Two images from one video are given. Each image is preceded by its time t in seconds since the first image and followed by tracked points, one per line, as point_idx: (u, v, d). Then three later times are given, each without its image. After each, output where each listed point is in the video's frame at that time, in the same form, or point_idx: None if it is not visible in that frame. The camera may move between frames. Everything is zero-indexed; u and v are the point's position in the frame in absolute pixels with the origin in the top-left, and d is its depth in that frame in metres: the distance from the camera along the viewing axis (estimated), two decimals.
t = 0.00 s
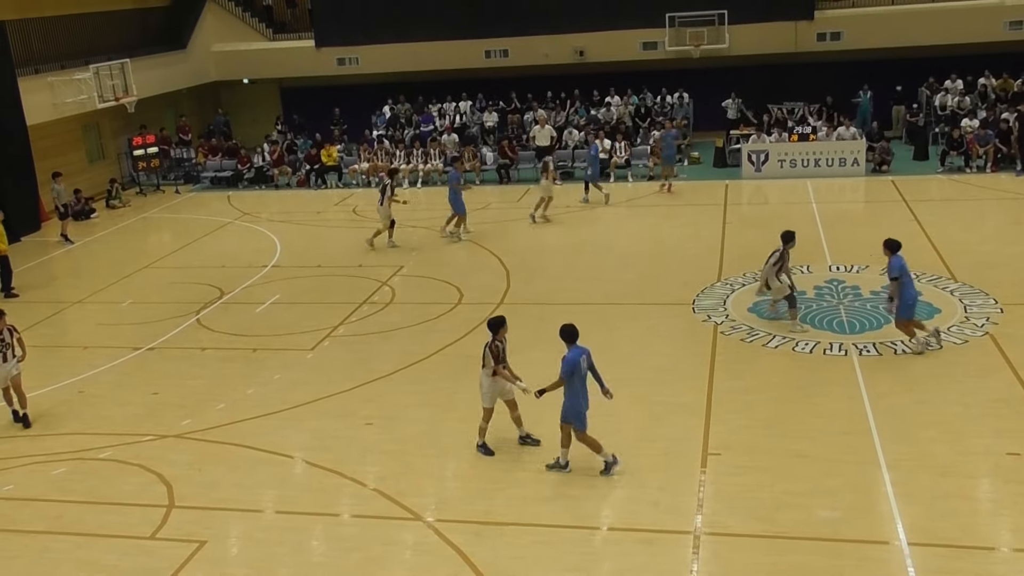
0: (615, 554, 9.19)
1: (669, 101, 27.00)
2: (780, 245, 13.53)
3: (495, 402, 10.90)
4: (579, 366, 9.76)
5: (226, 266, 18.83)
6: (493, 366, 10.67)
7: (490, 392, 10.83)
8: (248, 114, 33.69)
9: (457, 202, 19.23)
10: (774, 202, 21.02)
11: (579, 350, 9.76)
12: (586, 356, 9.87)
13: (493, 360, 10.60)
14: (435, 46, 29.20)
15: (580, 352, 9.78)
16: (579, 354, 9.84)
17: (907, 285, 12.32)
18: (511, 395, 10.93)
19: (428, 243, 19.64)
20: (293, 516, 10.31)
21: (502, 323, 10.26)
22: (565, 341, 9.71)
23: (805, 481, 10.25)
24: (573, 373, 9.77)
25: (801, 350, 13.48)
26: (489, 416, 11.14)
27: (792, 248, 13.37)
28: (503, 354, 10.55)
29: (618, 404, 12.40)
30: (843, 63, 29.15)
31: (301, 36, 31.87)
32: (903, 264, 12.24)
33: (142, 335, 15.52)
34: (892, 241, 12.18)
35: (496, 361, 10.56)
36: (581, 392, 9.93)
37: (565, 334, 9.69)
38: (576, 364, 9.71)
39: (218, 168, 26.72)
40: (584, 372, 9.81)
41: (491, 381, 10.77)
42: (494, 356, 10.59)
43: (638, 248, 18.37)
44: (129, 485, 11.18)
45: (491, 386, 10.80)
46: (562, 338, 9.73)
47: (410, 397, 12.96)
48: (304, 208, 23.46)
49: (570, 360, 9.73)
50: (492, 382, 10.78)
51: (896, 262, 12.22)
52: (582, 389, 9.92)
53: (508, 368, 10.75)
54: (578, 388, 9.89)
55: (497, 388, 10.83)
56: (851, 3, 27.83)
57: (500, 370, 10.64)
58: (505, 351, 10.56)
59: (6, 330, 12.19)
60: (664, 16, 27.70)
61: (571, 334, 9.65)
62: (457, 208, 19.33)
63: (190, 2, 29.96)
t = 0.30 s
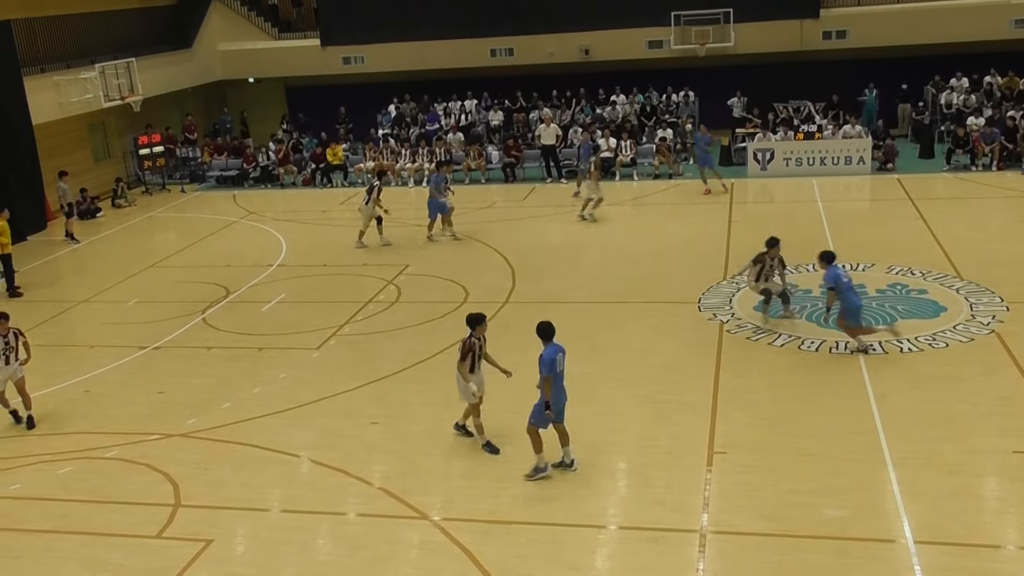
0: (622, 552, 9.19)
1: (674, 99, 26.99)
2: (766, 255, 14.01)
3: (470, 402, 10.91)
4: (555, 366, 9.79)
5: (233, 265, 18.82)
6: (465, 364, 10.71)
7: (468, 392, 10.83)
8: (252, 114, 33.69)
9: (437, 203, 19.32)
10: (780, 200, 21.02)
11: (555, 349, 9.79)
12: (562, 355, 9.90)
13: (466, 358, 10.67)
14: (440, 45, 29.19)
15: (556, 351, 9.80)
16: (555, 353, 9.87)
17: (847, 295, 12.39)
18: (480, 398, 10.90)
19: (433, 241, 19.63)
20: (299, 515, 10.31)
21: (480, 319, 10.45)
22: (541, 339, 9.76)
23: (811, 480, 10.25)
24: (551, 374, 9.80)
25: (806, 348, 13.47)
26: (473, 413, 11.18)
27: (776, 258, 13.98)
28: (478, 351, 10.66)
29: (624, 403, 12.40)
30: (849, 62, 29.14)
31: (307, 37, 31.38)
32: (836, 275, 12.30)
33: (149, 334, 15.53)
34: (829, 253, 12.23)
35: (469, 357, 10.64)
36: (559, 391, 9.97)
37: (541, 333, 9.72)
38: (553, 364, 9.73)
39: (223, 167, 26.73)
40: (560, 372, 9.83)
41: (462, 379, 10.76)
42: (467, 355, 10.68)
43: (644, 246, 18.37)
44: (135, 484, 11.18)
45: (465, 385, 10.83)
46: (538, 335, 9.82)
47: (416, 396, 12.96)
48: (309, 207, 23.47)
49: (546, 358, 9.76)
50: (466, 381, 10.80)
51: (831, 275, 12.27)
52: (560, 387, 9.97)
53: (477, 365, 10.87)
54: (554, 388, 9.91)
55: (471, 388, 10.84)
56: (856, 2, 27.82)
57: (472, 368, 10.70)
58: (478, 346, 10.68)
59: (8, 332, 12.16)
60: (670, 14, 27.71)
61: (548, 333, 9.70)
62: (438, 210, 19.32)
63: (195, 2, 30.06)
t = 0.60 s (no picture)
0: (624, 550, 9.19)
1: (677, 98, 26.98)
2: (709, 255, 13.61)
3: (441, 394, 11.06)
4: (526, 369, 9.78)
5: (235, 263, 18.82)
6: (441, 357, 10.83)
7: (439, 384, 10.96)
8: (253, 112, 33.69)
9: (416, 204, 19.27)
10: (782, 198, 21.01)
11: (527, 352, 9.79)
12: (536, 359, 9.88)
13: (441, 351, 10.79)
14: (442, 43, 29.18)
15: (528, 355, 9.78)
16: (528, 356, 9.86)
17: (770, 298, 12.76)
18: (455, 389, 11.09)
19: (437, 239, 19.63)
20: (301, 513, 10.31)
21: (459, 315, 10.51)
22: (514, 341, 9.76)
23: (813, 478, 10.25)
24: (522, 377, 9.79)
25: (809, 346, 13.47)
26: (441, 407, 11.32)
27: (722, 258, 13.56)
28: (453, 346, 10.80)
29: (626, 401, 12.40)
30: (851, 60, 29.13)
31: (309, 34, 31.19)
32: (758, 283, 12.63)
33: (152, 332, 15.53)
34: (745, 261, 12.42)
35: (446, 351, 10.78)
36: (530, 394, 9.98)
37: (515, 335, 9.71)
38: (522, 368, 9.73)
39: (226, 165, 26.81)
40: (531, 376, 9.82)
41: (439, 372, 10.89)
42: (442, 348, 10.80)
43: (645, 244, 18.37)
44: (137, 483, 11.19)
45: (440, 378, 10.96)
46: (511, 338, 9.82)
47: (418, 395, 12.95)
48: (311, 206, 23.46)
49: (517, 361, 9.77)
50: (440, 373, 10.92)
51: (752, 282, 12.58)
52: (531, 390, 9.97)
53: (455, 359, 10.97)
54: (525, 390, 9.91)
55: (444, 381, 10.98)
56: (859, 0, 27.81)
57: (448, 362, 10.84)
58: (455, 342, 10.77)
59: None
60: (673, 12, 27.70)
61: (521, 334, 9.71)
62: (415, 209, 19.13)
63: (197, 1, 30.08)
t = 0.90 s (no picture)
0: (627, 551, 9.18)
1: (681, 97, 26.98)
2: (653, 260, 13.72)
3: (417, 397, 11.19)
4: (506, 366, 9.84)
5: (239, 263, 18.84)
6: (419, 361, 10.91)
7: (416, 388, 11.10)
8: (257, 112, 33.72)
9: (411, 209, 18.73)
10: (786, 199, 21.01)
11: (509, 350, 9.87)
12: (518, 358, 9.95)
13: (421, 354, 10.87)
14: (445, 43, 29.20)
15: (510, 354, 9.85)
16: (511, 354, 9.93)
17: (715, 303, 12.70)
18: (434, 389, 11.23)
19: (441, 239, 19.62)
20: (305, 513, 10.32)
21: (435, 320, 10.56)
22: (497, 339, 9.84)
23: (816, 478, 10.24)
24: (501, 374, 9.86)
25: (812, 347, 13.44)
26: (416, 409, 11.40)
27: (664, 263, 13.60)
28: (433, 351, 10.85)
29: (629, 401, 12.39)
30: (855, 60, 29.11)
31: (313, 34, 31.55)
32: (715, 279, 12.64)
33: (155, 331, 15.55)
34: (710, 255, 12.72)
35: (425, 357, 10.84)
36: (513, 393, 9.99)
37: (498, 332, 9.80)
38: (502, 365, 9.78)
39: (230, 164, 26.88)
40: (513, 374, 9.87)
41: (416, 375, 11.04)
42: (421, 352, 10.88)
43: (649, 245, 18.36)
44: (141, 481, 11.21)
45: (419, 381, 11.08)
46: (496, 336, 9.84)
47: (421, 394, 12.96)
48: (314, 205, 23.48)
49: (498, 358, 9.84)
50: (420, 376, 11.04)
51: (708, 281, 12.56)
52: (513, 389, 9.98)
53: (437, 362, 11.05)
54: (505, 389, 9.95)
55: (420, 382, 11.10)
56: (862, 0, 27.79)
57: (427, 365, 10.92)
58: (434, 347, 10.85)
59: None
60: (677, 12, 27.69)
61: (503, 333, 9.76)
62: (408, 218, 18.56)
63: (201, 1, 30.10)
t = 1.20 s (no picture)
0: (629, 555, 9.17)
1: (686, 101, 26.92)
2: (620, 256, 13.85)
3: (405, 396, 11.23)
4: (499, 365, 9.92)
5: (244, 265, 18.88)
6: (407, 361, 10.94)
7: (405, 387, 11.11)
8: (264, 114, 33.73)
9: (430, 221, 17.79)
10: (791, 203, 20.94)
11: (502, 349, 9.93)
12: (510, 356, 10.02)
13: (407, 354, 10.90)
14: (451, 45, 29.22)
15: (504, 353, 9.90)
16: (503, 353, 9.93)
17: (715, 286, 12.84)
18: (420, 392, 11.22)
19: (445, 242, 19.64)
20: (308, 514, 10.34)
21: (425, 320, 10.53)
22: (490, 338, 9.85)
23: (820, 484, 10.21)
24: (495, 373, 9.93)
25: (817, 352, 13.39)
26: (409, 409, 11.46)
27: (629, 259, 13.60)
28: (421, 350, 10.89)
29: (633, 405, 12.38)
30: (861, 64, 28.99)
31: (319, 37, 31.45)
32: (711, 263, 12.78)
33: (159, 333, 15.59)
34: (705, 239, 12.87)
35: (413, 356, 10.88)
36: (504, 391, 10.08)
37: (491, 332, 9.82)
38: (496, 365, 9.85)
39: (234, 167, 26.74)
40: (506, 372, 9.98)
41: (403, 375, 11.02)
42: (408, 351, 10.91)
43: (654, 248, 18.32)
44: (145, 482, 11.25)
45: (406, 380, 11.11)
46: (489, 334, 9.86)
47: (425, 397, 12.97)
48: (320, 207, 23.53)
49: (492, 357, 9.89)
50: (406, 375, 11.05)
51: (705, 261, 12.71)
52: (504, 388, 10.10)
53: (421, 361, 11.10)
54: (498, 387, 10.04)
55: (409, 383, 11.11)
56: (869, 4, 27.69)
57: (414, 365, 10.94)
58: (423, 346, 10.91)
59: None
60: (682, 15, 27.65)
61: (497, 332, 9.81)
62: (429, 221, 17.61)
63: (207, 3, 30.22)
